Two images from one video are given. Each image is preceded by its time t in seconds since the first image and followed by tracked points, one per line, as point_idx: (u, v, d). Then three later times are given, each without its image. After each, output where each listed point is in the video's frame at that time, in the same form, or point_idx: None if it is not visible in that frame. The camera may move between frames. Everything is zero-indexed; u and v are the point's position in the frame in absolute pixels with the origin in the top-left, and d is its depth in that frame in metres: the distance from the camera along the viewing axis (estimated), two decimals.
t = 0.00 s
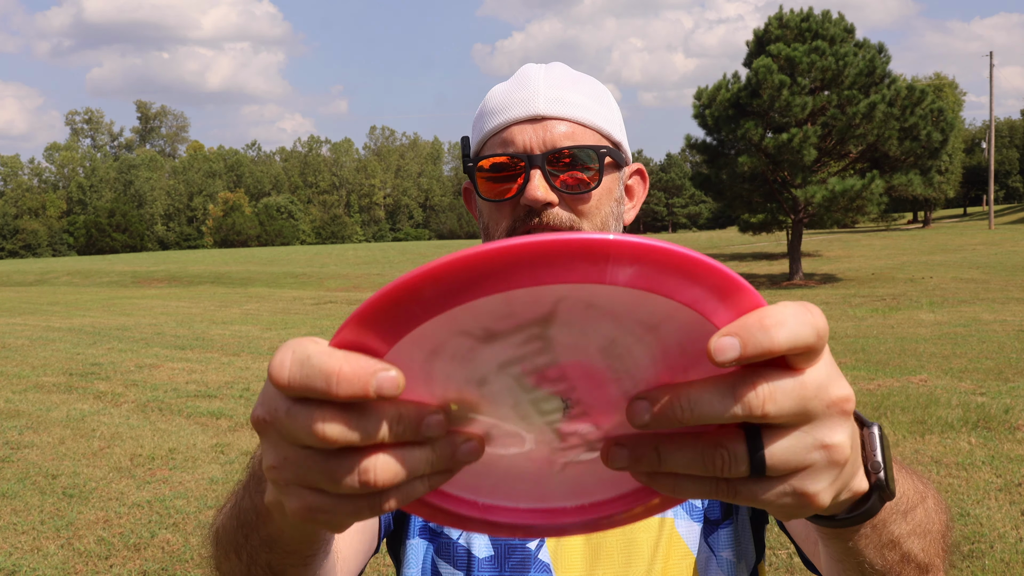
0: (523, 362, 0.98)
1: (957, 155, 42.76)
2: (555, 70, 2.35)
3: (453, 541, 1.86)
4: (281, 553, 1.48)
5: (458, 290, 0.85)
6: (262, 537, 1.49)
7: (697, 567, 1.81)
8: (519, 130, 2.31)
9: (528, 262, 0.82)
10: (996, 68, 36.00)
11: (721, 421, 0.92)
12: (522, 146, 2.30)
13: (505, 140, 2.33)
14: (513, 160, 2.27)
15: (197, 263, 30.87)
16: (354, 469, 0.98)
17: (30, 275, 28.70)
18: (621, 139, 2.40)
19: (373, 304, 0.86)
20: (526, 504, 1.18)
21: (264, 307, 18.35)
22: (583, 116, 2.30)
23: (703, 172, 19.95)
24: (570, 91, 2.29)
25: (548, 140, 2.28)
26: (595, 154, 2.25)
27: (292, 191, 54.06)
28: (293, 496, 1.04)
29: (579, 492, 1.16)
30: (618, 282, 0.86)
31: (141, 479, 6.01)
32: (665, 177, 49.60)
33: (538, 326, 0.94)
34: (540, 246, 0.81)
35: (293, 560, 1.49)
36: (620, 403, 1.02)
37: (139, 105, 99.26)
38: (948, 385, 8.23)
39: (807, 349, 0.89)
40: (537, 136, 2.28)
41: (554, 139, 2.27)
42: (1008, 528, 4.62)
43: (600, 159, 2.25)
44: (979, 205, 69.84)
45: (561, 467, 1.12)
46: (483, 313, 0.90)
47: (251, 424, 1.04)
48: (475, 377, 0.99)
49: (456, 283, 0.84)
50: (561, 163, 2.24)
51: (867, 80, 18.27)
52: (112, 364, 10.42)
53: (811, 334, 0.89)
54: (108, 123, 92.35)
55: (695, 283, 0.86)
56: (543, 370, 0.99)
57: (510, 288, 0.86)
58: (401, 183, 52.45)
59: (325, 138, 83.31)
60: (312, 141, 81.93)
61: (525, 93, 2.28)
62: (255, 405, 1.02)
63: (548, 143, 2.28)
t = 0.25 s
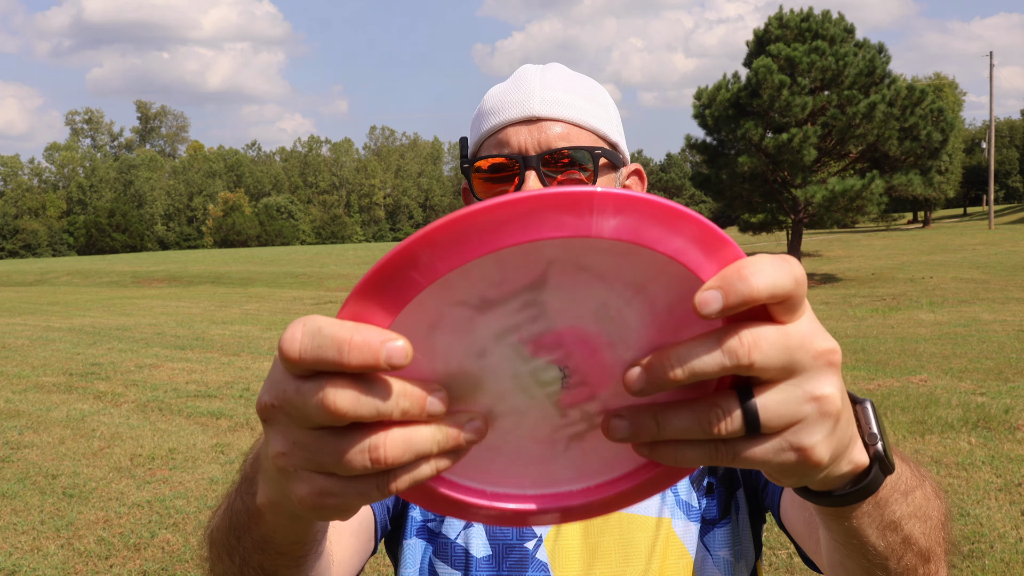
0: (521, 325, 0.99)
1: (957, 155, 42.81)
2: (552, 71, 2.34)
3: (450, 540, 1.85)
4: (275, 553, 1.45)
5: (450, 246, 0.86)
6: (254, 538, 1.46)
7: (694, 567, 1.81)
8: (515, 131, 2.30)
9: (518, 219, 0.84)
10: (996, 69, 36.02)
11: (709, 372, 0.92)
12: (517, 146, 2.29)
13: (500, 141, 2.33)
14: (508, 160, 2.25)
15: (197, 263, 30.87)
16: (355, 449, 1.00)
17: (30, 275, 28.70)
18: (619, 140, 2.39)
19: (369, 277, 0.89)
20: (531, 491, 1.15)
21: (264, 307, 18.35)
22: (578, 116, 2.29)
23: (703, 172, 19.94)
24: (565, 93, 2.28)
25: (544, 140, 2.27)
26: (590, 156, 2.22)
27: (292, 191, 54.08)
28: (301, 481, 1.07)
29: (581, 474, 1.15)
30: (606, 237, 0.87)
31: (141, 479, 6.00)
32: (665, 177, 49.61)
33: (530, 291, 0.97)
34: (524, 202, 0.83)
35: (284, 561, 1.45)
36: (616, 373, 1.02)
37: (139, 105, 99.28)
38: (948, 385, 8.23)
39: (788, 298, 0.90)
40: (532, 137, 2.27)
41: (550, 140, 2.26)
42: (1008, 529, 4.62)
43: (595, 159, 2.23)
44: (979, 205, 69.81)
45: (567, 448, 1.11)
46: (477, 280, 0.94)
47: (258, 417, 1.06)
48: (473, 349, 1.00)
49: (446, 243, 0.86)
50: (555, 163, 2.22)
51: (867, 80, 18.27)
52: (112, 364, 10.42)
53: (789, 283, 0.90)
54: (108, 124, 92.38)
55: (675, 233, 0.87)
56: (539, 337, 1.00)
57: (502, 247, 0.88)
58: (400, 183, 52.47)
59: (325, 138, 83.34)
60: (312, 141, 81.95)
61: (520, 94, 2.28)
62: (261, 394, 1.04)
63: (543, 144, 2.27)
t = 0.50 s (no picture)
0: (521, 325, 0.99)
1: (957, 155, 42.83)
2: (546, 71, 2.33)
3: (444, 540, 1.84)
4: (267, 534, 1.45)
5: (457, 255, 0.89)
6: (245, 520, 1.44)
7: (689, 567, 1.81)
8: (508, 132, 2.29)
9: (522, 232, 0.86)
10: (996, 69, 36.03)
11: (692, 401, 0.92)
12: (511, 147, 2.29)
13: (494, 142, 2.32)
14: (502, 160, 2.24)
15: (197, 263, 30.87)
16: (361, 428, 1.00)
17: (30, 275, 28.69)
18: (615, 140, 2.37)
19: (379, 268, 0.91)
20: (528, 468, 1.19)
21: (264, 307, 18.35)
22: (573, 117, 2.28)
23: (703, 172, 19.94)
24: (560, 93, 2.27)
25: (537, 141, 2.26)
26: (583, 156, 2.20)
27: (292, 191, 54.10)
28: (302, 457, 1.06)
29: (579, 458, 1.16)
30: (606, 253, 0.88)
31: (141, 479, 6.00)
32: (665, 177, 49.61)
33: (534, 291, 0.95)
34: (527, 214, 0.84)
35: (276, 544, 1.46)
36: (614, 369, 1.02)
37: (139, 105, 99.29)
38: (948, 385, 8.23)
39: (786, 326, 0.88)
40: (526, 137, 2.26)
41: (544, 141, 2.24)
42: (1008, 529, 4.62)
43: (588, 161, 2.21)
44: (978, 205, 69.81)
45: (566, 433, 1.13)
46: (481, 280, 0.93)
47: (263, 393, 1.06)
48: (476, 339, 1.00)
49: (452, 247, 0.88)
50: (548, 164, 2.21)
51: (867, 80, 18.27)
52: (112, 364, 10.42)
53: (789, 312, 0.88)
54: (109, 124, 92.43)
55: (674, 255, 0.87)
56: (540, 333, 0.99)
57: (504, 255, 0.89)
58: (400, 183, 52.50)
59: (325, 139, 83.38)
60: (312, 141, 81.97)
61: (514, 95, 2.27)
62: (269, 371, 1.03)
63: (537, 144, 2.26)
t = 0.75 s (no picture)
0: (513, 337, 0.99)
1: (957, 156, 42.86)
2: (538, 71, 2.32)
3: (440, 542, 1.85)
4: (272, 521, 1.46)
5: (453, 247, 0.90)
6: (253, 504, 1.46)
7: (685, 568, 1.81)
8: (502, 133, 2.28)
9: (522, 226, 0.86)
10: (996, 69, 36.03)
11: (689, 419, 0.93)
12: (505, 148, 2.27)
13: (488, 143, 2.30)
14: (496, 160, 2.21)
15: (197, 263, 30.88)
16: (348, 416, 1.02)
17: (30, 275, 28.70)
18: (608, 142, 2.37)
19: (375, 260, 0.93)
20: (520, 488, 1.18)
21: (264, 307, 18.36)
22: (565, 117, 2.27)
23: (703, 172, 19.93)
24: (553, 93, 2.26)
25: (531, 142, 2.25)
26: (578, 156, 2.19)
27: (293, 192, 54.14)
28: (293, 436, 1.09)
29: (572, 480, 1.15)
30: (599, 257, 0.88)
31: (141, 479, 6.00)
32: (665, 177, 49.63)
33: (528, 301, 0.96)
34: (528, 213, 0.85)
35: (282, 531, 1.47)
36: (607, 395, 1.01)
37: (139, 105, 99.31)
38: (948, 384, 8.23)
39: (781, 343, 0.90)
40: (520, 138, 2.25)
41: (537, 142, 2.24)
42: (1008, 529, 4.62)
43: (583, 161, 2.20)
44: (978, 205, 69.88)
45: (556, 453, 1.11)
46: (477, 281, 0.95)
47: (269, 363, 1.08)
48: (469, 348, 1.00)
49: (444, 244, 0.90)
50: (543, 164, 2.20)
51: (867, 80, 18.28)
52: (112, 364, 10.42)
53: (782, 329, 0.89)
54: (109, 124, 92.51)
55: (670, 265, 0.88)
56: (532, 348, 1.00)
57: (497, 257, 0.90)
58: (401, 183, 52.55)
59: (325, 139, 83.41)
60: (313, 141, 82.00)
61: (508, 95, 2.26)
62: (274, 346, 1.06)
63: (531, 144, 2.25)
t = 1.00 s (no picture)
0: (523, 347, 0.98)
1: (957, 155, 42.83)
2: (534, 70, 2.27)
3: (434, 543, 1.85)
4: (256, 529, 1.42)
5: (450, 303, 0.89)
6: (235, 515, 1.41)
7: (681, 568, 1.81)
8: (497, 133, 2.23)
9: (523, 291, 0.84)
10: (996, 69, 36.04)
11: (672, 446, 0.92)
12: (500, 148, 2.22)
13: (482, 144, 2.26)
14: (491, 160, 2.19)
15: (197, 263, 30.87)
16: (374, 439, 1.00)
17: (30, 275, 28.68)
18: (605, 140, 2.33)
19: (390, 300, 0.89)
20: (527, 467, 1.29)
21: (264, 307, 18.35)
22: (562, 118, 2.22)
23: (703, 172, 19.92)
24: (549, 93, 2.22)
25: (527, 142, 2.20)
26: (573, 156, 2.17)
27: (292, 192, 54.14)
28: (315, 461, 1.05)
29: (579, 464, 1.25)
30: (602, 316, 0.87)
31: (140, 479, 6.00)
32: (665, 177, 49.62)
33: (534, 326, 0.93)
34: (536, 271, 0.82)
35: (265, 537, 1.43)
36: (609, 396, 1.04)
37: (139, 105, 99.24)
38: (948, 384, 8.23)
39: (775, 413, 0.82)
40: (515, 139, 2.20)
41: (533, 142, 2.19)
42: (1008, 529, 4.62)
43: (579, 162, 2.17)
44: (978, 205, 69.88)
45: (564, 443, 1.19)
46: (483, 311, 0.91)
47: (269, 401, 1.03)
48: (479, 353, 0.99)
49: (452, 290, 0.87)
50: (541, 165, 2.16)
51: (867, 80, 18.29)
52: (112, 364, 10.41)
53: (766, 404, 0.81)
54: (109, 125, 92.43)
55: (671, 327, 0.85)
56: (539, 352, 0.99)
57: (505, 304, 0.88)
58: (400, 183, 52.54)
59: (325, 139, 83.43)
60: (313, 141, 82.01)
61: (502, 96, 2.21)
62: (276, 383, 1.01)
63: (527, 145, 2.20)
